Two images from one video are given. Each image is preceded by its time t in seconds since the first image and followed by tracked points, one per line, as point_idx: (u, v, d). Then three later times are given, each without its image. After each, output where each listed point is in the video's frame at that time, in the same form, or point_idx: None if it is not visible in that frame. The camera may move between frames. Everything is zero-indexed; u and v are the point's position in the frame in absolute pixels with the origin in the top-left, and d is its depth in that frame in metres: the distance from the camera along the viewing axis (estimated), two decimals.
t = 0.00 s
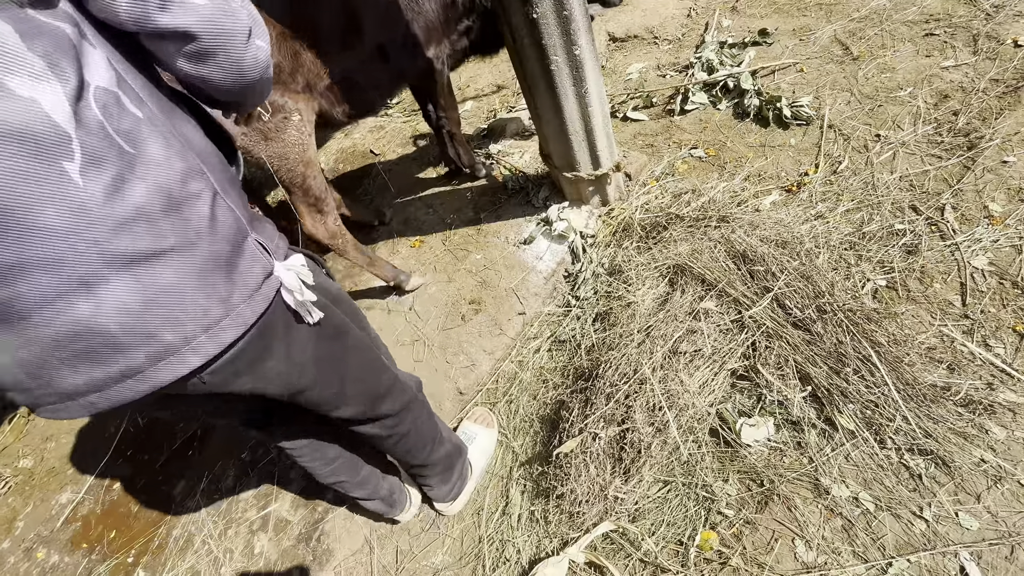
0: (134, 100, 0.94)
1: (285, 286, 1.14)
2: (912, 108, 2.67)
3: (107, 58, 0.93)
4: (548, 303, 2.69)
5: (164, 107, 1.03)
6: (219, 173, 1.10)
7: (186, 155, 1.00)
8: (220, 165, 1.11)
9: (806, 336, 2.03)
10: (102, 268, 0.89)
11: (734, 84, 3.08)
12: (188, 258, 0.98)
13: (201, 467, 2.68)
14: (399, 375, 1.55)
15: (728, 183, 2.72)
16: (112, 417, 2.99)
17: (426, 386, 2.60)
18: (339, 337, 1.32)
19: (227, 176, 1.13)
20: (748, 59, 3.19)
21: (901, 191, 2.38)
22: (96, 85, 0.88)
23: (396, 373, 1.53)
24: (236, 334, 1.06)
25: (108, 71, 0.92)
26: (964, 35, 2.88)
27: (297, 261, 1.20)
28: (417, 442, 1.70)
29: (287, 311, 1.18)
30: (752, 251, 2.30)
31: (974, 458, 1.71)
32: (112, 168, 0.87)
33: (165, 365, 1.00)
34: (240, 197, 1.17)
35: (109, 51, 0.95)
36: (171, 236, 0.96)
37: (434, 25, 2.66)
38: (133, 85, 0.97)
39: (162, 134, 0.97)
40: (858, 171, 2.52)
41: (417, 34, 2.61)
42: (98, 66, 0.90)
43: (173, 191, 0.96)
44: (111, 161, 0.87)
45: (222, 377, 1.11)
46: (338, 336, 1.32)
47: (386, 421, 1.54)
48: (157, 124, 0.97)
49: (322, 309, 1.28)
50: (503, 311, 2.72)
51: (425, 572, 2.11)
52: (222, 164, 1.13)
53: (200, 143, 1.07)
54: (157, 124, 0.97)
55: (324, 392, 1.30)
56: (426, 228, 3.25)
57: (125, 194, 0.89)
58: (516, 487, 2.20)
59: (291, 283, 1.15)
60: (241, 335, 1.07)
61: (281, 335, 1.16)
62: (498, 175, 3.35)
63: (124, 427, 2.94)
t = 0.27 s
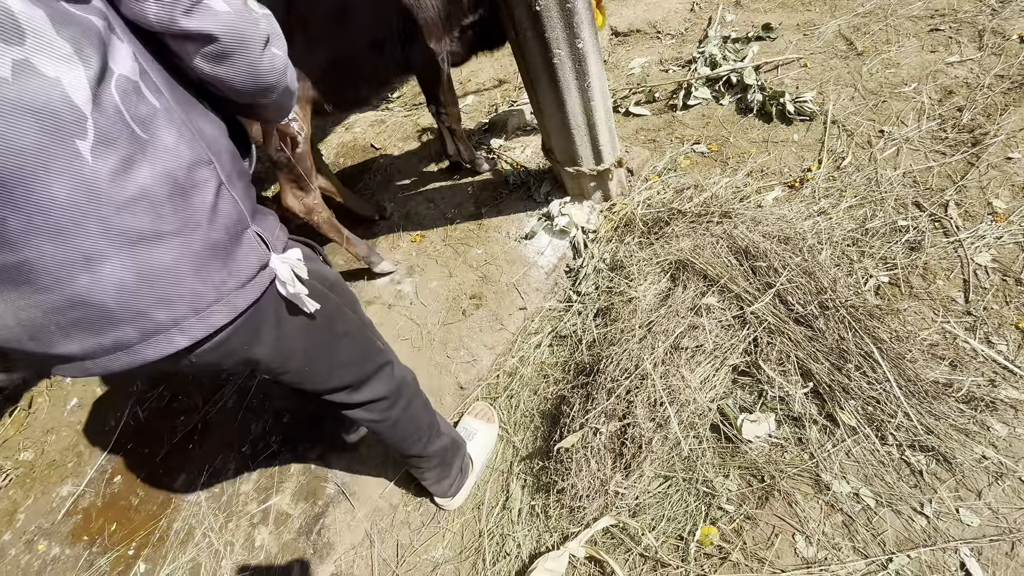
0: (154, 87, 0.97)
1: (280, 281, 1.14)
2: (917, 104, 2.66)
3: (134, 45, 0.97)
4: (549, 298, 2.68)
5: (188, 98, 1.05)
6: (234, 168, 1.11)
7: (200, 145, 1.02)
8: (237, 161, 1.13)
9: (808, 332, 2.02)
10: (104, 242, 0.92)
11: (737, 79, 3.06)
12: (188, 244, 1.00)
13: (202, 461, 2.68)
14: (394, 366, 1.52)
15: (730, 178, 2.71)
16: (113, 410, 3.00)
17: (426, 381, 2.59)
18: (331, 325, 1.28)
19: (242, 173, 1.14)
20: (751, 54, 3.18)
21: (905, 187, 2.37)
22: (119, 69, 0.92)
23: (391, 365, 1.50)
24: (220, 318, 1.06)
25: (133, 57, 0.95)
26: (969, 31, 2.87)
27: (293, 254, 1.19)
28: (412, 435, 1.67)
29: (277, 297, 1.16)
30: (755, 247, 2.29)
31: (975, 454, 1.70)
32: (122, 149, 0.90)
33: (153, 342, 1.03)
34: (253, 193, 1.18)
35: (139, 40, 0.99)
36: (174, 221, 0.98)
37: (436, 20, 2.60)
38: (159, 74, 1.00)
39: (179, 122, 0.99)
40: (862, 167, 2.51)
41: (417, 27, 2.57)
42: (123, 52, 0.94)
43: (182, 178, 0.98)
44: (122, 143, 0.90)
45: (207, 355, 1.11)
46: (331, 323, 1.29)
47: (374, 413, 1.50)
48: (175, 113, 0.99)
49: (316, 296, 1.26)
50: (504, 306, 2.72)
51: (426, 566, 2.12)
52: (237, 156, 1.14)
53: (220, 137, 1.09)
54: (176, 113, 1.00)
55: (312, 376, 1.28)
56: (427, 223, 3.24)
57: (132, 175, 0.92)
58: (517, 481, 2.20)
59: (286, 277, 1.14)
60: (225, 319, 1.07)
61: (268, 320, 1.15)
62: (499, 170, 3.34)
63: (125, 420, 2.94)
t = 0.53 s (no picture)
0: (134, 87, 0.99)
1: (208, 283, 1.13)
2: (920, 101, 2.65)
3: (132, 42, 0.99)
4: (550, 294, 2.68)
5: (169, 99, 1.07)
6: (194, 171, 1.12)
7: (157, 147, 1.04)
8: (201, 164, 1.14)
9: (809, 329, 2.02)
10: (30, 215, 0.92)
11: (740, 75, 3.05)
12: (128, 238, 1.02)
13: (201, 454, 2.68)
14: (358, 366, 1.49)
15: (733, 174, 2.70)
16: (113, 403, 2.99)
17: (426, 376, 2.59)
18: (274, 324, 1.28)
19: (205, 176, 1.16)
20: (754, 49, 3.16)
21: (907, 184, 2.36)
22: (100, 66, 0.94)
23: (353, 366, 1.47)
24: (143, 313, 1.07)
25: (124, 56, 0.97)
26: (974, 28, 2.85)
27: (226, 250, 1.17)
28: (388, 433, 1.65)
29: (209, 300, 1.17)
30: (756, 243, 2.28)
31: (974, 452, 1.70)
32: (70, 132, 0.91)
33: (64, 313, 1.02)
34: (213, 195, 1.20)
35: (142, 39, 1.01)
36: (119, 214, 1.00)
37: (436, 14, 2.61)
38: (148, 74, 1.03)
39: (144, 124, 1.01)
40: (865, 164, 2.50)
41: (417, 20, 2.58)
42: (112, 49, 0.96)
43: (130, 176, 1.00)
44: (79, 136, 0.92)
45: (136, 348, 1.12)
46: (275, 328, 1.29)
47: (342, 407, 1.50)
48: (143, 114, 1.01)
49: (258, 299, 1.25)
50: (504, 301, 2.71)
51: (425, 560, 2.12)
52: (203, 158, 1.15)
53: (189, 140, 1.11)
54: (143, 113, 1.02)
55: (259, 370, 1.31)
56: (427, 218, 3.23)
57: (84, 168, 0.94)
58: (516, 476, 2.20)
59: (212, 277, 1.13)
60: (151, 315, 1.08)
61: (201, 322, 1.16)
62: (500, 165, 3.33)
63: (125, 413, 2.94)
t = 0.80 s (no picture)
0: (127, 92, 1.03)
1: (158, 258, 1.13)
2: (924, 98, 2.64)
3: (148, 53, 1.03)
4: (550, 289, 2.67)
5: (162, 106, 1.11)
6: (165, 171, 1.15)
7: (128, 144, 1.07)
8: (177, 167, 1.18)
9: (810, 326, 2.01)
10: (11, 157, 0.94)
11: (743, 70, 3.03)
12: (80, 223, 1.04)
13: (200, 447, 2.68)
14: (330, 354, 1.46)
15: (735, 170, 2.69)
16: (113, 396, 2.99)
17: (425, 370, 2.59)
18: (230, 310, 1.26)
19: (182, 178, 1.19)
20: (757, 44, 3.15)
21: (910, 181, 2.36)
22: (100, 67, 0.98)
23: (324, 354, 1.44)
24: (90, 297, 1.10)
25: (130, 63, 1.01)
26: (979, 24, 2.84)
27: (184, 228, 1.16)
28: (361, 417, 1.64)
29: (158, 284, 1.16)
30: (758, 239, 2.28)
31: (975, 449, 1.69)
32: (82, 103, 0.98)
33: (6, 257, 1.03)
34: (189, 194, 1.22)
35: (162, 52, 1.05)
36: (70, 195, 1.01)
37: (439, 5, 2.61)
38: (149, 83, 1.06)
39: (122, 119, 1.04)
40: (867, 160, 2.49)
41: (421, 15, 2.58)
42: (120, 54, 0.99)
43: (97, 164, 1.03)
44: (85, 105, 0.98)
45: (85, 326, 1.17)
46: (238, 315, 1.28)
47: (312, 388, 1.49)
48: (125, 114, 1.05)
49: (220, 287, 1.23)
50: (504, 296, 2.71)
51: (424, 553, 2.12)
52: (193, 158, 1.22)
53: (165, 147, 1.14)
54: (127, 114, 1.05)
55: (219, 351, 1.33)
56: (427, 212, 3.22)
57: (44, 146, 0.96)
58: (515, 471, 2.20)
59: (163, 254, 1.12)
60: (97, 301, 1.12)
61: (152, 311, 1.19)
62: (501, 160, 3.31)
63: (124, 406, 2.93)
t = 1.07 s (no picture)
0: (145, 99, 1.06)
1: (154, 239, 1.12)
2: (927, 93, 2.63)
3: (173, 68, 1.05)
4: (550, 283, 2.67)
5: (178, 117, 1.14)
6: (173, 171, 1.16)
7: (135, 145, 1.10)
8: (187, 171, 1.19)
9: (810, 322, 2.00)
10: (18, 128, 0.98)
11: (745, 65, 3.02)
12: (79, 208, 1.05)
13: (200, 440, 2.68)
14: (328, 346, 1.45)
15: (736, 166, 2.69)
16: (112, 389, 2.99)
17: (425, 364, 2.59)
18: (230, 298, 1.25)
19: (191, 181, 1.20)
20: (760, 39, 3.13)
21: (912, 177, 2.35)
22: (121, 69, 1.01)
23: (321, 346, 1.43)
24: (88, 273, 1.08)
25: (151, 71, 1.04)
26: (982, 19, 2.82)
27: (184, 214, 1.16)
28: (356, 410, 1.63)
29: (158, 267, 1.15)
30: (758, 235, 2.27)
31: (973, 445, 1.69)
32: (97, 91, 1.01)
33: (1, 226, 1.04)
34: (198, 197, 1.23)
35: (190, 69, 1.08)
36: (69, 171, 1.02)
37: None
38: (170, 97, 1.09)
39: (134, 120, 1.07)
40: (869, 156, 2.49)
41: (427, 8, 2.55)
42: (143, 61, 1.02)
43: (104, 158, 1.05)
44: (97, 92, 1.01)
45: (81, 304, 1.14)
46: (236, 302, 1.27)
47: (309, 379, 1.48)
48: (139, 118, 1.07)
49: (220, 274, 1.22)
50: (504, 290, 2.71)
51: (423, 547, 2.13)
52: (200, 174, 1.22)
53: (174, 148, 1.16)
54: (140, 118, 1.08)
55: (218, 339, 1.31)
56: (427, 206, 3.21)
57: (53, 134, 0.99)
58: (514, 465, 2.20)
59: (159, 237, 1.12)
60: (95, 278, 1.10)
61: (149, 293, 1.18)
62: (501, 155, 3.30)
63: (123, 399, 2.93)
